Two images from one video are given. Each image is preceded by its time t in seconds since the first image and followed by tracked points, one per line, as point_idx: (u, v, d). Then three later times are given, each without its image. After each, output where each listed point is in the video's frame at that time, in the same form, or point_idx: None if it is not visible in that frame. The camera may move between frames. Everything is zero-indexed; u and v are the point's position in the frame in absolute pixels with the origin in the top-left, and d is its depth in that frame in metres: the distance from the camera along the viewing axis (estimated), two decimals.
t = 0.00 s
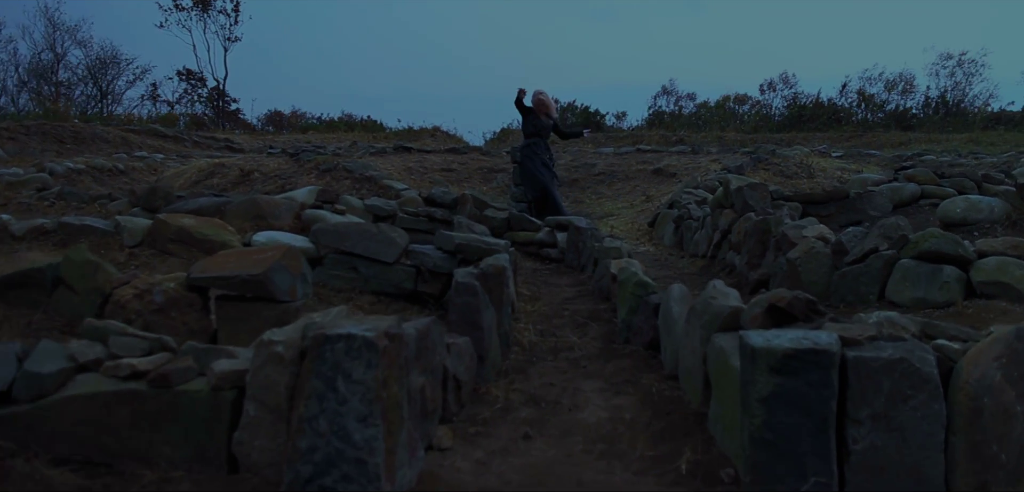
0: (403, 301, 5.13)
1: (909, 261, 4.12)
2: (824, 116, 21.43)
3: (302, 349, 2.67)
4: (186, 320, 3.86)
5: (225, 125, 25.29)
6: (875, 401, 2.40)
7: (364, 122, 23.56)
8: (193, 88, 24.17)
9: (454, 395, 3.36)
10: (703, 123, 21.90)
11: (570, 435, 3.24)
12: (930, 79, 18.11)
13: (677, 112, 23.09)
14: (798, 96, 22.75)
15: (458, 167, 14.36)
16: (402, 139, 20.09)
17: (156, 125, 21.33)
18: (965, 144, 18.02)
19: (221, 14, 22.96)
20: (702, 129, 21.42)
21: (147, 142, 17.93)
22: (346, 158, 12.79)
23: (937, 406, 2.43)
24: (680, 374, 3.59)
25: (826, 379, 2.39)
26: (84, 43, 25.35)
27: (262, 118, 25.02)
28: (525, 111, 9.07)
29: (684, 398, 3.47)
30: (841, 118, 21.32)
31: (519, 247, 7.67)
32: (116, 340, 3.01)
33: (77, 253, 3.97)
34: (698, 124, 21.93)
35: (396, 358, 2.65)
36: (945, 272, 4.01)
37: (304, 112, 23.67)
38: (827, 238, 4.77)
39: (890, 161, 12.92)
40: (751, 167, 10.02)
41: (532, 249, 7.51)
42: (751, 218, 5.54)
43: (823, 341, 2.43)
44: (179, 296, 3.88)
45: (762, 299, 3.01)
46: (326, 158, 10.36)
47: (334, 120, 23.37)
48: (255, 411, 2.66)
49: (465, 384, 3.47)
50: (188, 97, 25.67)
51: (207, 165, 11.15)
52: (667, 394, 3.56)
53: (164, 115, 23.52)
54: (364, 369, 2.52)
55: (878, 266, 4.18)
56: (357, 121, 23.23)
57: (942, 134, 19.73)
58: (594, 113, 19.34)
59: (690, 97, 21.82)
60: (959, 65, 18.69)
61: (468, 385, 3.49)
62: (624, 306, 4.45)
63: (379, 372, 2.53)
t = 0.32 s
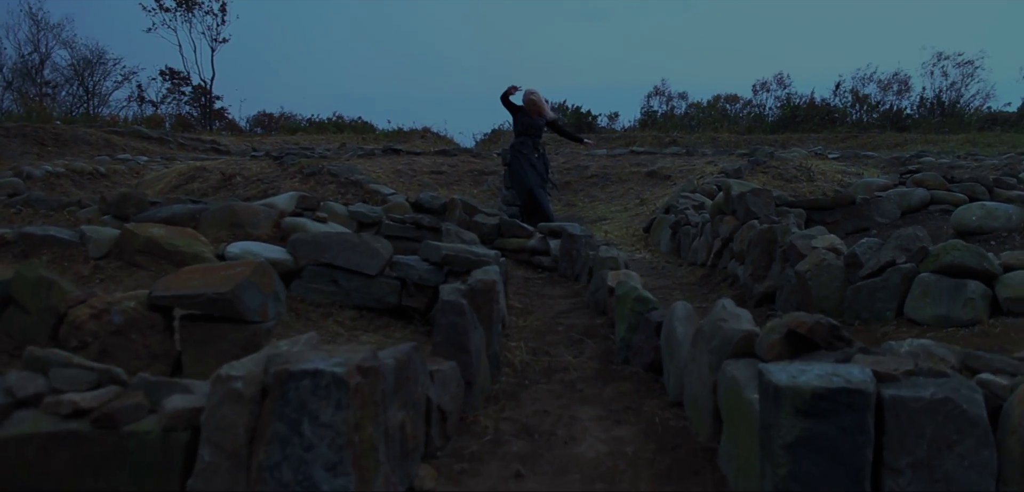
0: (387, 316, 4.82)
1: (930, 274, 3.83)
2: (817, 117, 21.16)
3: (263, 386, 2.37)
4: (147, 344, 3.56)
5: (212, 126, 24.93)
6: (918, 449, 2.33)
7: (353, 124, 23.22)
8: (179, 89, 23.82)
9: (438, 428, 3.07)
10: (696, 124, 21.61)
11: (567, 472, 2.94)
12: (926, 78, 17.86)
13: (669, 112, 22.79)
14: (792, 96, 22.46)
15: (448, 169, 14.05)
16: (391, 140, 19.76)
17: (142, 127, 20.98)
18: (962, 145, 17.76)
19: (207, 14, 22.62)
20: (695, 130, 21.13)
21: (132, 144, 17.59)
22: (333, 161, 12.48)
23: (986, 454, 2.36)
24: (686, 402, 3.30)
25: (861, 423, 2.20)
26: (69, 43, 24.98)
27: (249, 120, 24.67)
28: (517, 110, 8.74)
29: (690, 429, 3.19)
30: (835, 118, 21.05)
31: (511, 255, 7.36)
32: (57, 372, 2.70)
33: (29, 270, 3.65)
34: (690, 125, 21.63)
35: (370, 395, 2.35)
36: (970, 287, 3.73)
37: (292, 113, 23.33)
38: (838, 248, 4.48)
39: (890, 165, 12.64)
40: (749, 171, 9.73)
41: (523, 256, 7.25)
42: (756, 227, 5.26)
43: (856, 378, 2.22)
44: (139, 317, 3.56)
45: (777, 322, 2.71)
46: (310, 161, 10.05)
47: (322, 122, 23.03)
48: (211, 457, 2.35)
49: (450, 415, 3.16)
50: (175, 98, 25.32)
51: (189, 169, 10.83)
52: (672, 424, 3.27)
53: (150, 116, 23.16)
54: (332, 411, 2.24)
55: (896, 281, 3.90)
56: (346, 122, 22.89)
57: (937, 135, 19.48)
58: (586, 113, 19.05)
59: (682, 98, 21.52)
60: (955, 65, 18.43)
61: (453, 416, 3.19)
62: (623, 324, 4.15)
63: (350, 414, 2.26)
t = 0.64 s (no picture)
0: (377, 332, 4.51)
1: (963, 291, 3.54)
2: (820, 118, 20.84)
3: (221, 432, 2.28)
4: (111, 368, 3.23)
5: (208, 127, 24.60)
6: None
7: (350, 125, 22.90)
8: (175, 89, 23.50)
9: (427, 464, 2.77)
10: (698, 125, 21.29)
11: None
12: (931, 77, 17.55)
13: (670, 113, 22.47)
14: (795, 97, 22.12)
15: (446, 171, 13.73)
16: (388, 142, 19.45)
17: (136, 128, 20.66)
18: (968, 147, 17.45)
19: (202, 14, 22.32)
20: (696, 131, 20.81)
21: (125, 146, 17.28)
22: (328, 163, 12.17)
23: None
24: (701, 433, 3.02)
25: (913, 480, 2.03)
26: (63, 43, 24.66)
27: (245, 121, 24.36)
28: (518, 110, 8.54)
29: (706, 464, 2.90)
30: (838, 119, 20.73)
31: (511, 261, 7.08)
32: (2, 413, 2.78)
33: None
34: (692, 126, 21.31)
35: (345, 439, 2.19)
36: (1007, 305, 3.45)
37: (288, 114, 23.01)
38: (859, 260, 4.18)
39: (897, 169, 12.33)
40: (756, 174, 9.43)
41: (523, 264, 6.96)
42: (770, 237, 4.95)
43: (909, 428, 2.06)
44: (101, 339, 3.23)
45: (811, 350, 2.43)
46: (303, 164, 9.74)
47: (319, 123, 22.71)
48: None
49: (441, 450, 2.87)
50: (170, 98, 25.00)
51: (179, 172, 10.53)
52: (687, 459, 2.97)
53: (144, 117, 22.84)
54: (298, 462, 2.13)
55: (926, 298, 3.60)
56: (343, 123, 22.57)
57: (943, 137, 19.17)
58: (585, 114, 18.74)
59: (683, 99, 21.19)
60: (961, 66, 18.12)
61: (445, 449, 2.89)
62: (629, 343, 3.85)
63: (318, 465, 2.13)
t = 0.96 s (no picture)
0: (370, 349, 4.22)
1: (1007, 309, 3.27)
2: (826, 120, 20.55)
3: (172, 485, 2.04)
4: (72, 395, 2.94)
5: (207, 128, 24.34)
6: None
7: (351, 126, 22.63)
8: (173, 90, 23.24)
9: None
10: (702, 127, 21.00)
11: None
12: (940, 78, 17.26)
13: (674, 114, 22.18)
14: (801, 98, 21.83)
15: (447, 173, 13.45)
16: (388, 143, 19.16)
17: (133, 129, 20.40)
18: (978, 149, 17.16)
19: (201, 14, 22.06)
20: (701, 132, 20.52)
21: (121, 147, 17.02)
22: (326, 166, 11.89)
23: None
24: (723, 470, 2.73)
25: None
26: (60, 43, 24.41)
27: (245, 122, 24.08)
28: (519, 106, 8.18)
29: None
30: (845, 121, 20.44)
31: (511, 269, 6.85)
32: None
33: None
34: (696, 128, 21.02)
35: None
36: None
37: (287, 115, 22.73)
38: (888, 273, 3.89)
39: (908, 172, 12.04)
40: (766, 177, 9.14)
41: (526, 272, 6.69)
42: (789, 247, 4.66)
43: None
44: (61, 363, 2.93)
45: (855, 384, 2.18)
46: (298, 167, 9.46)
47: (319, 124, 22.43)
48: None
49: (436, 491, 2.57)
50: (168, 99, 24.75)
51: (172, 174, 10.25)
52: None
53: (142, 118, 22.58)
54: None
55: (967, 317, 3.31)
56: (343, 124, 22.30)
57: (951, 138, 18.87)
58: (589, 115, 18.45)
59: (687, 100, 20.90)
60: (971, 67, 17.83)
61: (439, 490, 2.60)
62: (640, 363, 3.55)
63: None
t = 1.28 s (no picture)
0: (359, 368, 3.93)
1: None
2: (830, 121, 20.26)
3: None
4: (24, 429, 2.64)
5: (202, 130, 24.04)
6: None
7: (348, 126, 22.33)
8: (168, 91, 22.94)
9: None
10: (704, 128, 20.71)
11: None
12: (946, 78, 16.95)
13: (676, 115, 21.89)
14: (804, 99, 21.54)
15: (445, 176, 13.17)
16: (386, 145, 18.87)
17: (127, 130, 20.12)
18: (984, 151, 16.88)
19: (196, 14, 21.78)
20: (703, 134, 20.22)
21: (114, 149, 16.74)
22: (321, 169, 11.60)
23: None
24: None
25: None
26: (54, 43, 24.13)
27: (241, 123, 23.78)
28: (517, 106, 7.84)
29: None
30: (848, 122, 20.15)
31: (511, 277, 6.58)
32: None
33: None
34: (698, 129, 20.73)
35: None
36: None
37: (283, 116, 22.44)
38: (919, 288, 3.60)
39: (917, 176, 11.74)
40: (774, 181, 8.84)
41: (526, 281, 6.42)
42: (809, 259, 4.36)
43: None
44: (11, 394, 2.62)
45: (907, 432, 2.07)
46: (291, 170, 9.17)
47: (316, 125, 22.14)
48: None
49: None
50: (163, 99, 24.45)
51: (162, 177, 9.96)
52: None
53: (137, 119, 22.28)
54: None
55: (1014, 339, 3.01)
56: (340, 125, 22.00)
57: (957, 140, 18.57)
58: (589, 117, 18.15)
59: (689, 100, 20.61)
60: (978, 68, 17.53)
61: None
62: (651, 388, 3.28)
63: None
